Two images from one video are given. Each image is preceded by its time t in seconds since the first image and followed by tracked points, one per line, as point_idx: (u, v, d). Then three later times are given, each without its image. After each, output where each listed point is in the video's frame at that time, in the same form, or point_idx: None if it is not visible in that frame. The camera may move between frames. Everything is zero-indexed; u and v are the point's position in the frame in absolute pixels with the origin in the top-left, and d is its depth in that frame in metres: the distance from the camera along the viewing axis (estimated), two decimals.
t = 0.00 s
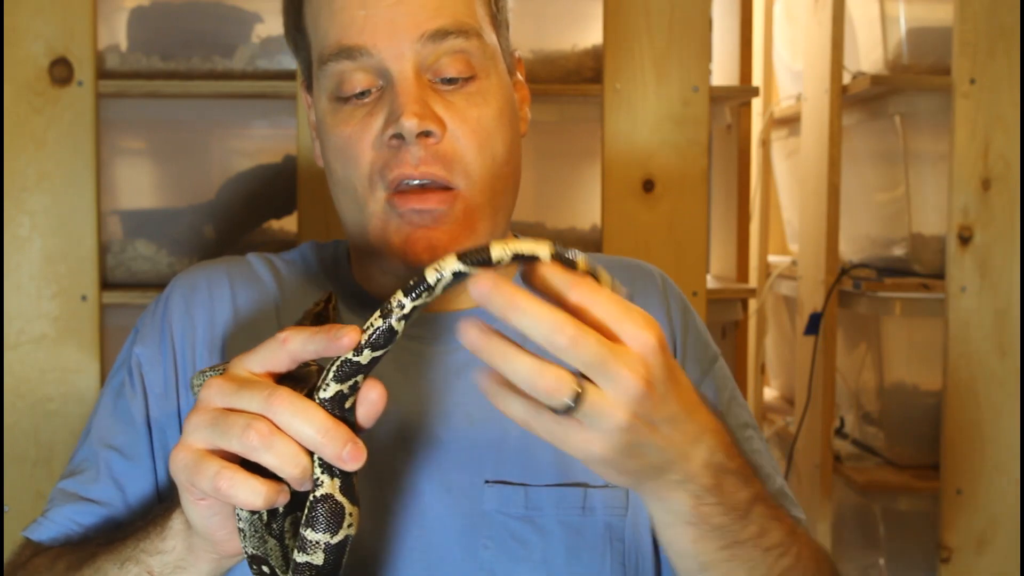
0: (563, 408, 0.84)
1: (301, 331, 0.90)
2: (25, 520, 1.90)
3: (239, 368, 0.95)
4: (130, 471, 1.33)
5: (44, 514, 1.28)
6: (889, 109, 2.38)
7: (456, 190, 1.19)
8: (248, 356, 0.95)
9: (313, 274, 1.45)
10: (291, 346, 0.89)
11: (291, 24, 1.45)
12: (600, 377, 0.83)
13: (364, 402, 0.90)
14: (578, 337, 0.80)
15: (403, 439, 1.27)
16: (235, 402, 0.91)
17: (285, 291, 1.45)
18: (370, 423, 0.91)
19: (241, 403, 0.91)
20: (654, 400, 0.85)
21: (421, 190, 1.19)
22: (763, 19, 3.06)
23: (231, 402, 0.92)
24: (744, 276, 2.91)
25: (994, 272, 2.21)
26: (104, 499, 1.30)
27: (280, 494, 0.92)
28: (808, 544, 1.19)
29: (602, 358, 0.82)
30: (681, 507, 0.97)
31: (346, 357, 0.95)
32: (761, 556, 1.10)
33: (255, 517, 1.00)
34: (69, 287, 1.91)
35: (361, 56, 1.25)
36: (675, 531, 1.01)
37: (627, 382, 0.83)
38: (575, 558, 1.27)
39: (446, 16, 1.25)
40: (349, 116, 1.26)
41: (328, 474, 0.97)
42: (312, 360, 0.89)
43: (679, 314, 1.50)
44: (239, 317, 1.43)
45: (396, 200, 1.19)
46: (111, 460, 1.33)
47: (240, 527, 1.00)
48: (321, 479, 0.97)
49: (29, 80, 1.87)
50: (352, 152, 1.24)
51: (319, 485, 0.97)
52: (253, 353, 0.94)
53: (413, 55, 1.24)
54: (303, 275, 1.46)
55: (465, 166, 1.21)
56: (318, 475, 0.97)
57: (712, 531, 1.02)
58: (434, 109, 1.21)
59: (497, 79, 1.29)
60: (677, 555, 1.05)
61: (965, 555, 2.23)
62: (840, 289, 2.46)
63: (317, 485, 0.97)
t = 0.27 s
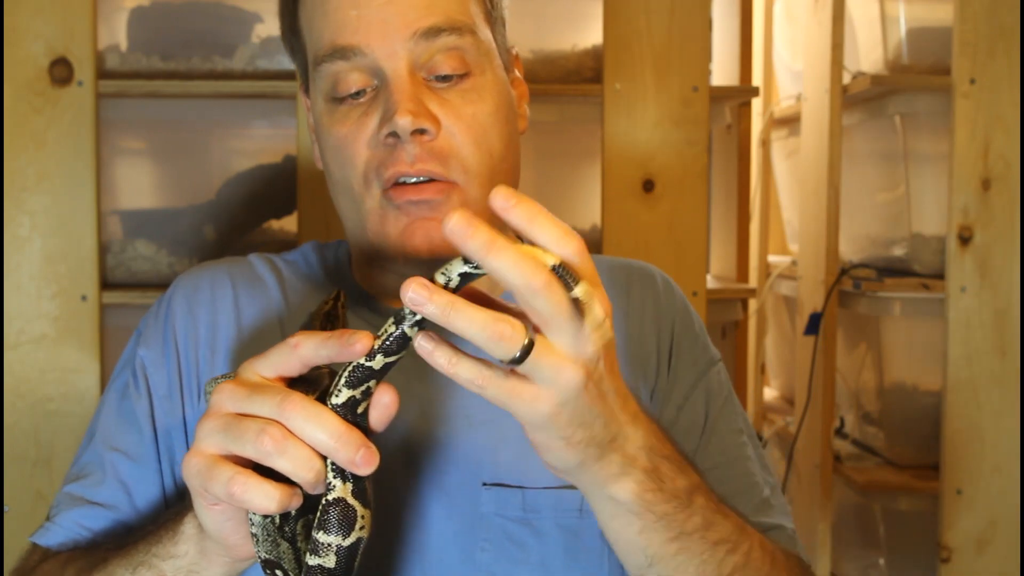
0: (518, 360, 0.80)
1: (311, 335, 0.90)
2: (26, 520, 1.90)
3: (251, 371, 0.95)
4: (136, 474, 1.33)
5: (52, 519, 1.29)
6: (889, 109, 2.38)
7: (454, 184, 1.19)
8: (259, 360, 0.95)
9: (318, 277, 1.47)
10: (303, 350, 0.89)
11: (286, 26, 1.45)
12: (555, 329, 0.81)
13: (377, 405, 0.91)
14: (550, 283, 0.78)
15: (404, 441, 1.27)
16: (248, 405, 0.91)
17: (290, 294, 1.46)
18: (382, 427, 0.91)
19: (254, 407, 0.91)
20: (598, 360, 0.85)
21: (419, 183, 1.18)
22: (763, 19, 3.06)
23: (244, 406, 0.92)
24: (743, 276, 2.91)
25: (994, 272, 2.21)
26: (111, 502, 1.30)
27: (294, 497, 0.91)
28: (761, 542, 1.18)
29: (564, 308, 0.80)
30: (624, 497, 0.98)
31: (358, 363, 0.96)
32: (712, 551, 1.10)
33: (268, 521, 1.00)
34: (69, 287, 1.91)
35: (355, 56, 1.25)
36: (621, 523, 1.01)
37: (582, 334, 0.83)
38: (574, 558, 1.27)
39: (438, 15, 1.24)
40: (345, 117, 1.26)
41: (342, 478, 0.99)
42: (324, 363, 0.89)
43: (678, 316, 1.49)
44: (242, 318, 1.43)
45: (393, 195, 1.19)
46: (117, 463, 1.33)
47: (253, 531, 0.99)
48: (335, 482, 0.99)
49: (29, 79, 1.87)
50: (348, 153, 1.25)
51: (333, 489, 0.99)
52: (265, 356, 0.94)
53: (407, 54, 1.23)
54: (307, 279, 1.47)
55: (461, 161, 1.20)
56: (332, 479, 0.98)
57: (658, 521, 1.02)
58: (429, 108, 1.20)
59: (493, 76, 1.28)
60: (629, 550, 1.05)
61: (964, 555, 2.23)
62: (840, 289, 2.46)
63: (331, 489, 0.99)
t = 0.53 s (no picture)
0: (521, 320, 0.78)
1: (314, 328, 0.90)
2: (25, 520, 1.90)
3: (254, 365, 0.95)
4: (140, 474, 1.32)
5: (56, 521, 1.28)
6: (889, 109, 2.39)
7: (449, 179, 1.17)
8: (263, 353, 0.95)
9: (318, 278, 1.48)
10: (307, 344, 0.89)
11: (280, 28, 1.45)
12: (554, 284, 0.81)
13: (385, 393, 0.94)
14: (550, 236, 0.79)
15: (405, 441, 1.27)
16: (253, 400, 0.91)
17: (290, 295, 1.46)
18: (389, 416, 0.95)
19: (260, 401, 0.91)
20: (592, 305, 0.84)
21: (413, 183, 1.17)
22: (763, 19, 3.06)
23: (249, 401, 0.92)
24: (744, 276, 2.91)
25: (994, 272, 2.21)
26: (115, 504, 1.30)
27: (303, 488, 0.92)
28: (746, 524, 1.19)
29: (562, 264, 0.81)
30: (622, 471, 0.98)
31: (363, 354, 0.96)
32: (703, 529, 1.11)
33: (276, 514, 1.00)
34: (69, 287, 1.91)
35: (347, 57, 1.25)
36: (617, 498, 1.00)
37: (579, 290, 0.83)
38: (571, 558, 1.27)
39: (429, 12, 1.24)
40: (340, 118, 1.26)
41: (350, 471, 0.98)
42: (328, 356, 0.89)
43: (676, 315, 1.49)
44: (242, 319, 1.43)
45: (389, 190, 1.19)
46: (120, 463, 1.32)
47: (262, 526, 1.00)
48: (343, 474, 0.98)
49: (29, 80, 1.87)
50: (344, 154, 1.25)
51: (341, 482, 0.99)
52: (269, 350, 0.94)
53: (398, 52, 1.23)
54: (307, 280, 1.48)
55: (455, 159, 1.20)
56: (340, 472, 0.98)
57: (656, 493, 1.02)
58: (422, 107, 1.20)
59: (486, 74, 1.28)
60: (626, 529, 1.03)
61: (965, 555, 2.23)
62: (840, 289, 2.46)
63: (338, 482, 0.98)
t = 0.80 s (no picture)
0: (553, 267, 0.83)
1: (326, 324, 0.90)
2: (25, 521, 1.90)
3: (267, 364, 0.95)
4: (145, 477, 1.31)
5: (61, 527, 1.27)
6: (889, 109, 2.39)
7: (436, 196, 1.21)
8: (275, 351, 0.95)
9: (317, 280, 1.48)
10: (320, 341, 0.89)
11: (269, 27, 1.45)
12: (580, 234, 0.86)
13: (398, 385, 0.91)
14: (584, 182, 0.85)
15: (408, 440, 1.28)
16: (268, 398, 0.92)
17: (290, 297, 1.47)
18: (403, 409, 0.92)
19: (275, 399, 0.91)
20: (609, 258, 0.90)
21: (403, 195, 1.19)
22: (763, 19, 3.06)
23: (264, 399, 0.92)
24: (744, 276, 2.91)
25: (994, 272, 2.21)
26: (121, 508, 1.29)
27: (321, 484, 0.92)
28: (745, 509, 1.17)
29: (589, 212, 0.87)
30: (627, 434, 0.99)
31: (375, 349, 0.99)
32: (703, 499, 1.08)
33: (294, 511, 1.01)
34: (69, 287, 1.91)
35: (330, 58, 1.25)
36: (620, 463, 1.00)
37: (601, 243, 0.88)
38: (569, 559, 1.27)
39: (411, 8, 1.24)
40: (327, 121, 1.27)
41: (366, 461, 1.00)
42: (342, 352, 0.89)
43: (671, 313, 1.49)
44: (243, 321, 1.43)
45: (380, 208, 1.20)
46: (124, 467, 1.31)
47: (279, 522, 1.00)
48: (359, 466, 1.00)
49: (29, 79, 1.86)
50: (333, 158, 1.25)
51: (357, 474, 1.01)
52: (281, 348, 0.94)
53: (380, 52, 1.23)
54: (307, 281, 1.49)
55: (441, 166, 1.20)
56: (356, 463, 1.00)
57: (658, 459, 1.02)
58: (407, 109, 1.20)
59: (472, 72, 1.27)
60: (628, 498, 1.02)
61: (965, 555, 2.23)
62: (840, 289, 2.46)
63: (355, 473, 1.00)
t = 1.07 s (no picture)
0: (550, 260, 0.82)
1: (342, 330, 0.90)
2: (24, 520, 1.90)
3: (282, 368, 0.95)
4: (150, 477, 1.31)
5: (69, 529, 1.27)
6: (889, 109, 2.39)
7: (434, 205, 1.20)
8: (290, 356, 0.95)
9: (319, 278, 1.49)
10: (338, 345, 0.90)
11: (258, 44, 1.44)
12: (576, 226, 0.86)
13: (415, 387, 0.93)
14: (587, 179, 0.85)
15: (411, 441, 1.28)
16: (285, 402, 0.92)
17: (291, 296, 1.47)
18: (420, 411, 0.94)
19: (293, 403, 0.91)
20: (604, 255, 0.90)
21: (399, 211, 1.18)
22: (763, 19, 3.06)
23: (280, 403, 0.92)
24: (743, 276, 2.91)
25: (994, 272, 2.21)
26: (128, 509, 1.29)
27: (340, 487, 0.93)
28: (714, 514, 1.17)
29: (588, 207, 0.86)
30: (598, 430, 0.98)
31: (393, 352, 0.98)
32: (670, 499, 1.07)
33: (311, 513, 1.01)
34: (69, 287, 1.91)
35: (320, 83, 1.24)
36: (590, 459, 0.99)
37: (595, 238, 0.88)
38: (563, 562, 1.27)
39: (398, 28, 1.22)
40: (324, 146, 1.27)
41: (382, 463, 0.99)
42: (361, 357, 0.90)
43: (669, 315, 1.49)
44: (245, 320, 1.44)
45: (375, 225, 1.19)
46: (130, 468, 1.31)
47: (296, 525, 1.00)
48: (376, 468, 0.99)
49: (28, 79, 1.86)
50: (330, 181, 1.26)
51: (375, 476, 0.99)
52: (297, 353, 0.94)
53: (368, 74, 1.22)
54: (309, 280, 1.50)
55: (438, 181, 1.21)
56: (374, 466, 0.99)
57: (626, 456, 1.01)
58: (399, 130, 1.19)
59: (464, 86, 1.26)
60: (597, 494, 1.00)
61: (964, 555, 2.23)
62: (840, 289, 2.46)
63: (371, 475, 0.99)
